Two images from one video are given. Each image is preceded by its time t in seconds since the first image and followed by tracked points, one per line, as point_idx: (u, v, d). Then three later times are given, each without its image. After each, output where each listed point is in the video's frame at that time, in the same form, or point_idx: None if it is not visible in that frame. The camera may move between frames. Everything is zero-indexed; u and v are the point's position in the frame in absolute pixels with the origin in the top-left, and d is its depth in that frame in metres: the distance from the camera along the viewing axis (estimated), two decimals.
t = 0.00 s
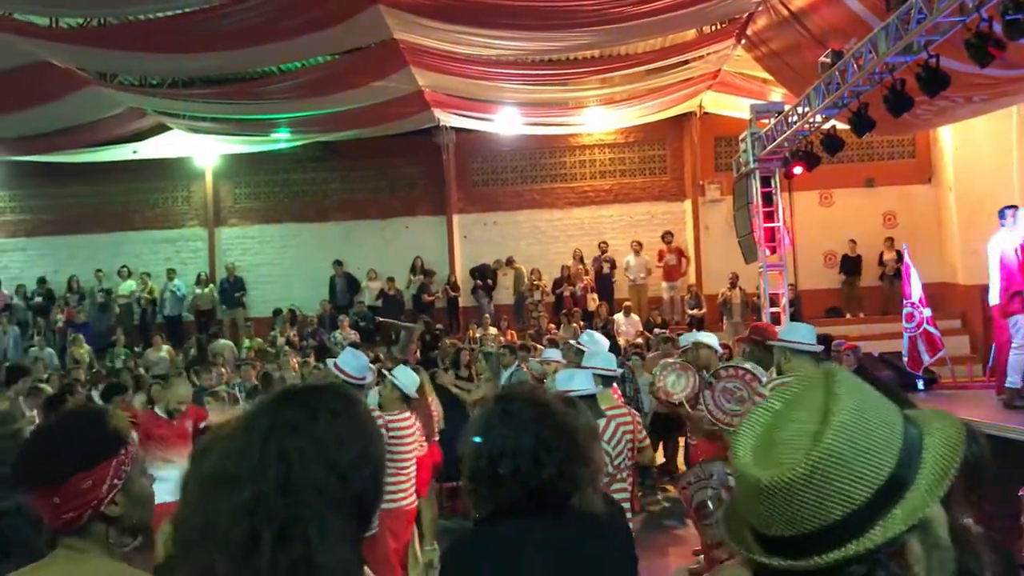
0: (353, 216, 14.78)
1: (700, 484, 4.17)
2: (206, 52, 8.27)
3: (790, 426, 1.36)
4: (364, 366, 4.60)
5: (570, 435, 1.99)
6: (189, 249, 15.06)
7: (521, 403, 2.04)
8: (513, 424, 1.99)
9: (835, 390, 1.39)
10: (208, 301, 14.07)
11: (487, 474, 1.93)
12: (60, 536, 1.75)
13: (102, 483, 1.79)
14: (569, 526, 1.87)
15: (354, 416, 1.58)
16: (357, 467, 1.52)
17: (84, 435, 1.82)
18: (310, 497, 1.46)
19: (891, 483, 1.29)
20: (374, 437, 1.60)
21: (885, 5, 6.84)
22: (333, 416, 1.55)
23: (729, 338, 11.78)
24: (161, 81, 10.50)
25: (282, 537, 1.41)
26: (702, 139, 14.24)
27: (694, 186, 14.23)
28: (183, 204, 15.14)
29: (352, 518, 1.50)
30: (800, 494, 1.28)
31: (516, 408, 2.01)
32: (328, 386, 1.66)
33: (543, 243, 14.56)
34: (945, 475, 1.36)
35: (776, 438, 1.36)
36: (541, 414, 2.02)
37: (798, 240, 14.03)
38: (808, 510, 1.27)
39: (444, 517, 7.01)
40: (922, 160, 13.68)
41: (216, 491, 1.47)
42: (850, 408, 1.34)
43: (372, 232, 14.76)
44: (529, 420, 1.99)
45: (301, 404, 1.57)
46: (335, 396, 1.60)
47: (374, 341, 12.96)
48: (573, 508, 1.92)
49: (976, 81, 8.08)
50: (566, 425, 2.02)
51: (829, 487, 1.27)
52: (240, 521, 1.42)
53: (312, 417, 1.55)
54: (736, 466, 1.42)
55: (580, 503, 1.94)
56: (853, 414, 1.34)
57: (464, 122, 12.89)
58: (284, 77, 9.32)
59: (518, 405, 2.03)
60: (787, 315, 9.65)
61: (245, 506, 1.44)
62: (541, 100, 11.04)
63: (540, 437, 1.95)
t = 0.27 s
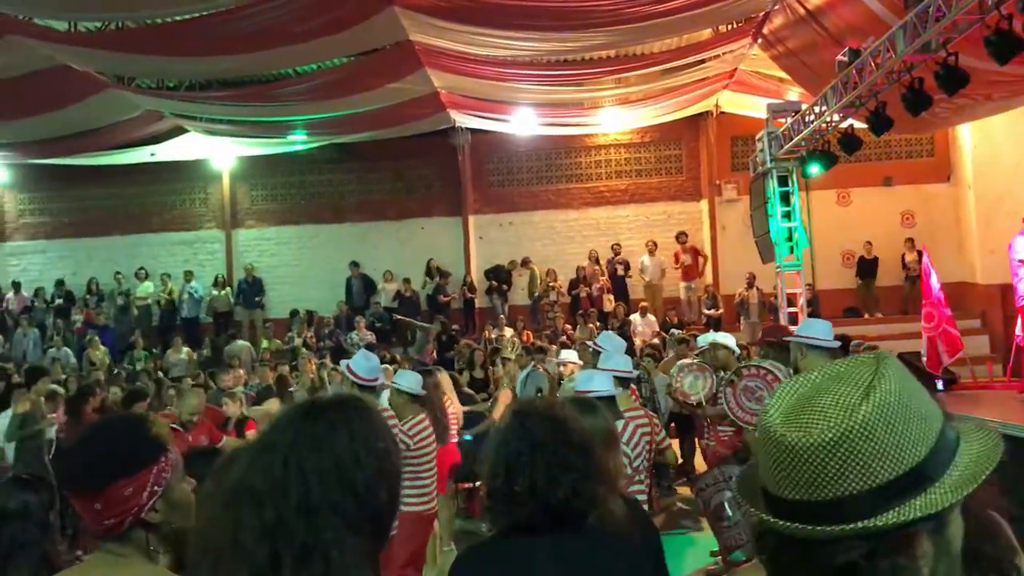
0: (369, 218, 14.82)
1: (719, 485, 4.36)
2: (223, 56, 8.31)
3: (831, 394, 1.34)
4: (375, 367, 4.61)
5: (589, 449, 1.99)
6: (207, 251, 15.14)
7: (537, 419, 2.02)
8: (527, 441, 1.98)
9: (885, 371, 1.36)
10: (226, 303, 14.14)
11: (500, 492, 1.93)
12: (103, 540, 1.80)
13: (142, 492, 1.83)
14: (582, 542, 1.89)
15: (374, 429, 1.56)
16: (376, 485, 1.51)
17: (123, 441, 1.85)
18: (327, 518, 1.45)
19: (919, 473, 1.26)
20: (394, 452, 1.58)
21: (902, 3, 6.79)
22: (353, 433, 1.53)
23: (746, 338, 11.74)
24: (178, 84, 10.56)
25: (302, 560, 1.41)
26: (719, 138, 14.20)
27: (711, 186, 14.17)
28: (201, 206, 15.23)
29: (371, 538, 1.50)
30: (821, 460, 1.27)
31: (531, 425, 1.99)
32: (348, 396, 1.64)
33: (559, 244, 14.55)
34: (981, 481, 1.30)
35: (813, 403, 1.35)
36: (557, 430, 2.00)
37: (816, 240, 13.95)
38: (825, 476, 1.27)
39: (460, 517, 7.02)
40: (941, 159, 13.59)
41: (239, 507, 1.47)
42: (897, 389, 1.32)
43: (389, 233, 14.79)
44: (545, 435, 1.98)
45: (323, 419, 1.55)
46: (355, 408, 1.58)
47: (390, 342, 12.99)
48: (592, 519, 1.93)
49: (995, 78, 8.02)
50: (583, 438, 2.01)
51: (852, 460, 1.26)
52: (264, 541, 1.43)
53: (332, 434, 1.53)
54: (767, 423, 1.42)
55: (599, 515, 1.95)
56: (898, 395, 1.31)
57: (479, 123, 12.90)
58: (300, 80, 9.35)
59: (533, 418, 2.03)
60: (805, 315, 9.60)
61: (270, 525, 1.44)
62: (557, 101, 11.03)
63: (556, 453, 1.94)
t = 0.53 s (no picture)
0: (385, 219, 14.86)
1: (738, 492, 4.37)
2: (239, 58, 8.36)
3: (789, 431, 1.38)
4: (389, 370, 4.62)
5: (623, 447, 2.00)
6: (224, 253, 15.21)
7: (570, 418, 2.03)
8: (560, 440, 2.00)
9: (844, 412, 1.40)
10: (242, 304, 14.20)
11: (536, 491, 1.95)
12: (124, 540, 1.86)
13: (148, 492, 1.83)
14: (612, 538, 1.85)
15: (393, 429, 1.54)
16: (397, 486, 1.51)
17: (132, 441, 1.84)
18: (346, 521, 1.45)
19: (870, 512, 1.31)
20: (412, 452, 1.57)
21: None
22: (372, 434, 1.52)
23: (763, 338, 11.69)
24: (195, 87, 10.62)
25: (323, 561, 1.44)
26: (734, 138, 14.16)
27: (726, 185, 14.15)
28: (217, 208, 15.31)
29: (394, 540, 1.51)
30: (778, 497, 1.31)
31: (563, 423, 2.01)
32: (366, 394, 1.63)
33: (574, 244, 14.54)
34: (929, 520, 1.37)
35: (771, 439, 1.39)
36: (590, 428, 2.01)
37: (833, 239, 13.87)
38: (782, 513, 1.31)
39: (476, 518, 7.02)
40: (959, 157, 13.50)
41: (264, 505, 1.51)
42: (853, 430, 1.36)
43: (404, 235, 14.83)
44: (578, 434, 2.00)
45: (341, 418, 1.54)
46: (373, 408, 1.57)
47: (406, 343, 13.01)
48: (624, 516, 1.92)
49: (1013, 76, 7.95)
50: (616, 436, 2.02)
51: (809, 499, 1.30)
52: (285, 540, 1.46)
53: (350, 436, 1.52)
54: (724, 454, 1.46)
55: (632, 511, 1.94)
56: (856, 436, 1.35)
57: (494, 124, 12.91)
58: (315, 82, 9.39)
59: (567, 419, 2.04)
60: (822, 315, 9.55)
61: (291, 525, 1.47)
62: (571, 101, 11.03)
63: (589, 449, 1.97)
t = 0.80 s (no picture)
0: (400, 220, 14.89)
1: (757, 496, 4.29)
2: (254, 61, 8.39)
3: (732, 404, 1.32)
4: (406, 372, 4.67)
5: (649, 438, 2.01)
6: (241, 255, 15.28)
7: (595, 411, 2.05)
8: (587, 434, 2.02)
9: (783, 380, 1.35)
10: (259, 306, 14.26)
11: (565, 483, 1.94)
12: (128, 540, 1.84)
13: (154, 490, 1.83)
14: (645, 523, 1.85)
15: (410, 423, 1.54)
16: (413, 480, 1.50)
17: (139, 440, 1.87)
18: (362, 515, 1.46)
19: (821, 478, 1.26)
20: (431, 447, 1.57)
21: None
22: (389, 429, 1.52)
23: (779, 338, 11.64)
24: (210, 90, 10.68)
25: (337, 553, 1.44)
26: (750, 137, 14.13)
27: (742, 185, 14.13)
28: (234, 210, 15.38)
29: (411, 537, 1.51)
30: (731, 472, 1.24)
31: (590, 415, 2.03)
32: (386, 391, 1.63)
33: (589, 244, 14.52)
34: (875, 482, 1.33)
35: (716, 412, 1.32)
36: (616, 420, 2.03)
37: (850, 238, 13.79)
38: (735, 488, 1.24)
39: (492, 518, 7.02)
40: (978, 155, 13.42)
41: (282, 502, 1.53)
42: (797, 399, 1.31)
43: (419, 235, 14.85)
44: (604, 427, 2.02)
45: (358, 413, 1.55)
46: (390, 403, 1.57)
47: (422, 344, 13.03)
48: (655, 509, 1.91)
49: None
50: (640, 428, 2.03)
51: (761, 471, 1.23)
52: (303, 532, 1.48)
53: (367, 431, 1.52)
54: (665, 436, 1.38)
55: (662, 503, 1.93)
56: (800, 404, 1.30)
57: (509, 124, 12.91)
58: (330, 84, 9.42)
59: (594, 413, 2.05)
60: (839, 315, 9.48)
61: (308, 517, 1.49)
62: (586, 101, 11.02)
63: (617, 440, 1.98)
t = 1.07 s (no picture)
0: (416, 221, 14.91)
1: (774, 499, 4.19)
2: (270, 63, 8.44)
3: (717, 442, 1.41)
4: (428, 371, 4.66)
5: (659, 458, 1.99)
6: (258, 256, 15.35)
7: (606, 428, 2.03)
8: (596, 453, 2.00)
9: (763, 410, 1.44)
10: (276, 306, 14.33)
11: (573, 501, 1.94)
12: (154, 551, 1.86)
13: (179, 500, 1.84)
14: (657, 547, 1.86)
15: (419, 434, 1.54)
16: (420, 492, 1.51)
17: (161, 448, 1.88)
18: (367, 527, 1.47)
19: (812, 501, 1.34)
20: (441, 457, 1.57)
21: None
22: (396, 441, 1.52)
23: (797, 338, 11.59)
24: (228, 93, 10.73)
25: (343, 565, 1.46)
26: (767, 136, 14.09)
27: (759, 184, 14.09)
28: (251, 212, 15.45)
29: (421, 548, 1.52)
30: (724, 507, 1.33)
31: (600, 434, 2.01)
32: (396, 400, 1.62)
33: (605, 244, 14.50)
34: (870, 497, 1.41)
35: (704, 452, 1.42)
36: (627, 438, 2.01)
37: (868, 236, 13.70)
38: (731, 522, 1.33)
39: (509, 519, 7.01)
40: (997, 153, 13.34)
41: (291, 509, 1.54)
42: (777, 429, 1.40)
43: (435, 236, 14.87)
44: (614, 446, 2.00)
45: (366, 424, 1.55)
46: (397, 413, 1.57)
47: (438, 344, 13.06)
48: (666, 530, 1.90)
49: None
50: (651, 447, 2.01)
51: (752, 504, 1.32)
52: (309, 543, 1.49)
53: (373, 441, 1.53)
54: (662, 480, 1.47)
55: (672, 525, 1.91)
56: (780, 433, 1.39)
57: (524, 125, 12.92)
58: (345, 86, 9.46)
59: (604, 431, 2.03)
60: (857, 314, 9.43)
61: (314, 527, 1.50)
62: (601, 101, 11.02)
63: (627, 461, 1.96)
